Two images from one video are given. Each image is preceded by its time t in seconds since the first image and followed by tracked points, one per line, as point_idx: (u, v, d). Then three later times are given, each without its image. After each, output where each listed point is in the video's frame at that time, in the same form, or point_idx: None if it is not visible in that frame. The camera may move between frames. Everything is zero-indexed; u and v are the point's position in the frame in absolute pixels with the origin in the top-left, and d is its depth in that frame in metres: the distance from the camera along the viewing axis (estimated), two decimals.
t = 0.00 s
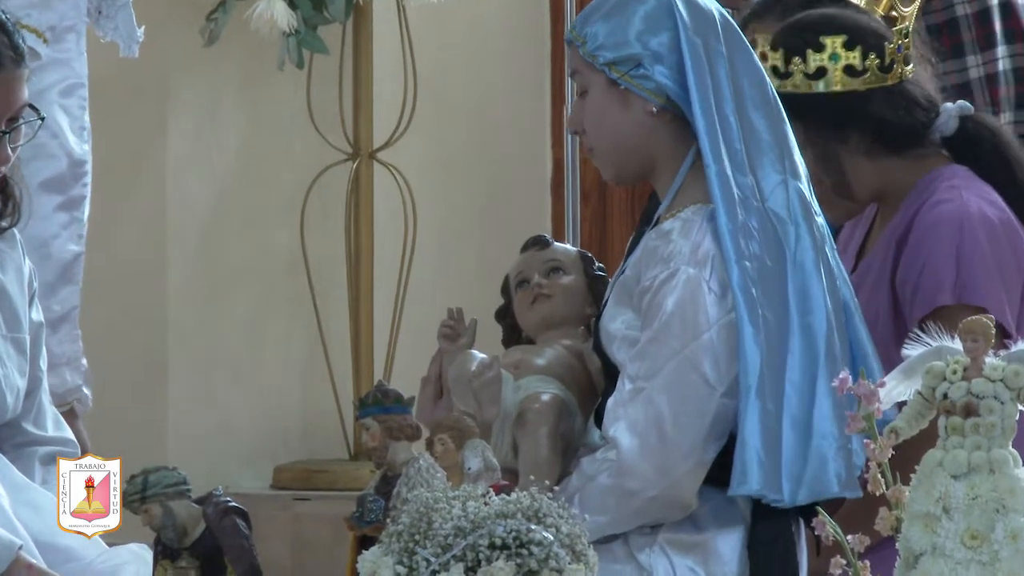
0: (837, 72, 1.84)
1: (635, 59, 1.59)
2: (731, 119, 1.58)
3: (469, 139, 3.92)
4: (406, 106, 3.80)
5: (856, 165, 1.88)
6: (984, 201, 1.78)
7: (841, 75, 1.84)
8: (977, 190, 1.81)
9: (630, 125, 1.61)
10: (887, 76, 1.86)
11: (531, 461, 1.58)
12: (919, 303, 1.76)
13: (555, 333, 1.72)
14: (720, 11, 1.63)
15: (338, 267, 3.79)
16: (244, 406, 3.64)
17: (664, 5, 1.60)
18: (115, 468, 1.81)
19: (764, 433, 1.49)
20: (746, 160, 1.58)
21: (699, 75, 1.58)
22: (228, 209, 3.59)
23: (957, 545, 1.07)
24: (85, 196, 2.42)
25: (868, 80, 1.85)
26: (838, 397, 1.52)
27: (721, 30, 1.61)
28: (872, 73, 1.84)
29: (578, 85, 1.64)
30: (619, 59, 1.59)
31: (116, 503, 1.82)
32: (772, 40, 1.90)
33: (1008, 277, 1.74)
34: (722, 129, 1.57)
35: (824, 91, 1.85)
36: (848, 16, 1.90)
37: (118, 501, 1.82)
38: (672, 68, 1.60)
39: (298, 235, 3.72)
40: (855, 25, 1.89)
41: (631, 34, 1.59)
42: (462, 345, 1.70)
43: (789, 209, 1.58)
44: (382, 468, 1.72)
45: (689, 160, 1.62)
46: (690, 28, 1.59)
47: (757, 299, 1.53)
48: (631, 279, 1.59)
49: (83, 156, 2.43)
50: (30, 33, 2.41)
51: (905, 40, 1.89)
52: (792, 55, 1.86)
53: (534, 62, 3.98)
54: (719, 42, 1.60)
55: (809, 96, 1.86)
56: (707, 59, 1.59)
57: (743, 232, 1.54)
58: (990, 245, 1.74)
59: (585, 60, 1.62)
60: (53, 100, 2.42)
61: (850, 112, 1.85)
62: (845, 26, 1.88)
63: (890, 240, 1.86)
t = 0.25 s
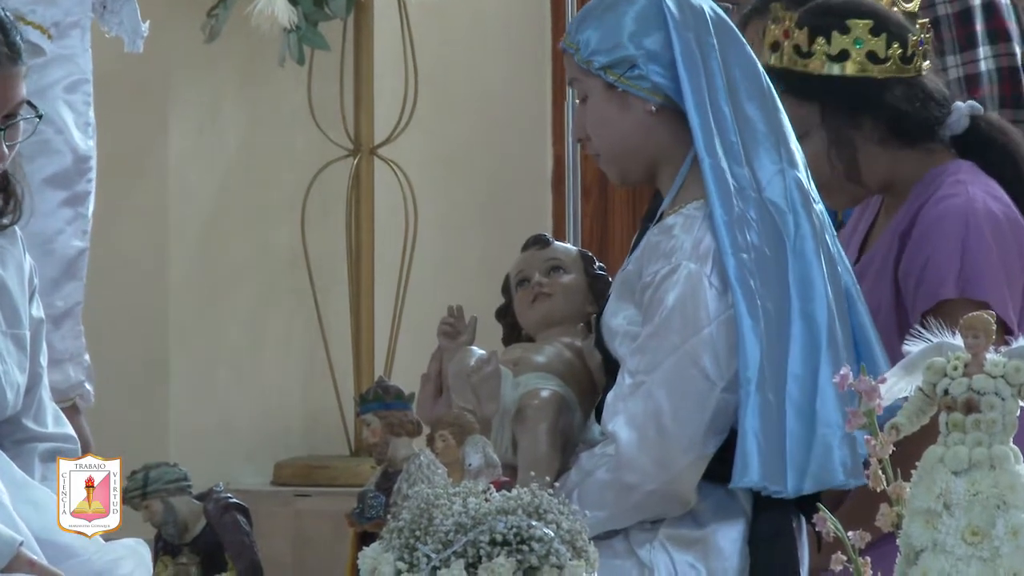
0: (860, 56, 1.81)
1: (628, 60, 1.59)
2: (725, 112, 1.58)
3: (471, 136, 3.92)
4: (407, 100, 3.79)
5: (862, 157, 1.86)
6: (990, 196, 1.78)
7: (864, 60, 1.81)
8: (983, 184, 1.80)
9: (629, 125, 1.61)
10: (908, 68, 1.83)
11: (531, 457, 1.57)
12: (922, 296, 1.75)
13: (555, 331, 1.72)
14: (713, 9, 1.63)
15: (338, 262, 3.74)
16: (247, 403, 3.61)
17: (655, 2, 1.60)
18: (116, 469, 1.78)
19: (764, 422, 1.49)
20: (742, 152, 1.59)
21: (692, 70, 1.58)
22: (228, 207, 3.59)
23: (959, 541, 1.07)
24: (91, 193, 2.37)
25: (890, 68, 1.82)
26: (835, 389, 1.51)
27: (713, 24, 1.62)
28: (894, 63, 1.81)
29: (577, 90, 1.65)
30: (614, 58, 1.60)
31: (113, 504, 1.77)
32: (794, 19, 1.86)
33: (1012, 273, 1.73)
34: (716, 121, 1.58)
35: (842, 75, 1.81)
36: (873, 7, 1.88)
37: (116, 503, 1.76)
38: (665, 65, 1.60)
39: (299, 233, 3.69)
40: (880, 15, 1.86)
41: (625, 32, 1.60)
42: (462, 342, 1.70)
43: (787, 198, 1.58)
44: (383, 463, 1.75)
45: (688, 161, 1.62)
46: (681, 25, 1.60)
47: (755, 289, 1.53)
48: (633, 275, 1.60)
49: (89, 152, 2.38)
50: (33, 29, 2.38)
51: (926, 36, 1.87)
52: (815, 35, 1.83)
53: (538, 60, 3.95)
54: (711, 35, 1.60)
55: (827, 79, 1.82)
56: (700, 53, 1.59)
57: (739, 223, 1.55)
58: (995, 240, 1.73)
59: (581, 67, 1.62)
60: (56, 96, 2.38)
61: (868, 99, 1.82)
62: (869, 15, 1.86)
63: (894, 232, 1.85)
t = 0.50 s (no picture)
0: (886, 40, 1.82)
1: (620, 65, 1.61)
2: (717, 110, 1.60)
3: (473, 139, 3.90)
4: (408, 98, 3.81)
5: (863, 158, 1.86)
6: (985, 194, 1.77)
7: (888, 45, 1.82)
8: (979, 182, 1.79)
9: (624, 129, 1.62)
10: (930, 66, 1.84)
11: (528, 456, 1.59)
12: (917, 296, 1.74)
13: (550, 331, 1.73)
14: (702, 10, 1.64)
15: (339, 262, 3.73)
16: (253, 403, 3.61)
17: (644, 4, 1.61)
18: (115, 468, 1.77)
19: (761, 418, 1.51)
20: (734, 150, 1.60)
21: (683, 71, 1.59)
22: (227, 208, 3.59)
23: (954, 539, 1.05)
24: (97, 194, 2.38)
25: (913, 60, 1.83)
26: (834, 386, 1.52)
27: (702, 25, 1.63)
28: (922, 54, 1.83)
29: (572, 95, 1.66)
30: (607, 63, 1.61)
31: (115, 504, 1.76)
32: None
33: (1006, 272, 1.73)
34: (707, 119, 1.59)
35: (871, 57, 1.82)
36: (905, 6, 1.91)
37: (117, 503, 1.76)
38: (656, 67, 1.61)
39: (299, 233, 3.68)
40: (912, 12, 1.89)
41: (616, 35, 1.61)
42: (456, 342, 1.69)
43: (782, 194, 1.59)
44: (384, 462, 1.75)
45: (683, 162, 1.63)
46: (669, 25, 1.61)
47: (750, 286, 1.55)
48: (630, 274, 1.61)
49: (96, 153, 2.39)
50: (42, 33, 2.37)
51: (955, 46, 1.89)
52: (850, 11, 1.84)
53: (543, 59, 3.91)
54: (700, 36, 1.62)
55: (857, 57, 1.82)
56: (690, 55, 1.60)
57: (733, 221, 1.57)
58: (990, 238, 1.73)
59: (573, 74, 1.64)
60: (66, 98, 2.38)
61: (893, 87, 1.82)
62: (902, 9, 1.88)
63: (890, 229, 1.84)
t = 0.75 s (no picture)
0: (875, 55, 1.81)
1: (611, 75, 1.68)
2: (704, 118, 1.67)
3: (474, 142, 4.12)
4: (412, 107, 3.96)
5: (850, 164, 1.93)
6: (957, 199, 1.79)
7: (875, 61, 1.81)
8: (953, 186, 1.82)
9: (616, 137, 1.70)
10: (913, 99, 1.80)
11: (527, 451, 1.66)
12: (887, 298, 1.77)
13: (552, 328, 1.79)
14: (690, 21, 1.72)
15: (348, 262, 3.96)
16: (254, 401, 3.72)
17: (634, 16, 1.69)
18: (116, 469, 1.77)
19: (748, 412, 1.60)
20: (721, 156, 1.68)
21: (671, 81, 1.67)
22: (237, 212, 3.74)
23: (937, 529, 1.14)
24: (119, 199, 2.49)
25: (890, 85, 1.80)
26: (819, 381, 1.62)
27: (690, 36, 1.70)
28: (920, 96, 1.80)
29: (565, 104, 1.74)
30: (599, 74, 1.68)
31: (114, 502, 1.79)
32: None
33: (976, 276, 1.76)
34: (694, 127, 1.67)
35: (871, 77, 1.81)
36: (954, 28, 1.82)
37: (116, 501, 1.79)
38: (646, 77, 1.69)
39: (307, 236, 3.90)
40: (952, 39, 1.81)
41: (607, 46, 1.68)
42: (462, 337, 1.73)
43: (767, 198, 1.68)
44: (389, 456, 1.85)
45: (671, 167, 1.71)
46: (658, 37, 1.68)
47: (735, 286, 1.63)
48: (621, 274, 1.70)
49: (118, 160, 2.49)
50: (68, 45, 2.47)
51: (963, 88, 1.80)
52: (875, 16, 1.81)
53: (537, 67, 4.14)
54: (688, 47, 1.69)
55: (862, 72, 1.82)
56: (678, 65, 1.68)
57: (720, 224, 1.65)
58: (961, 241, 1.76)
59: (565, 83, 1.71)
60: (90, 107, 2.47)
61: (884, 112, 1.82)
62: (932, 29, 1.81)
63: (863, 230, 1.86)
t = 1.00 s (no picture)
0: (896, 70, 1.84)
1: (608, 82, 1.73)
2: (698, 124, 1.72)
3: (475, 148, 4.18)
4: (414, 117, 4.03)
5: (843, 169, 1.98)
6: (943, 203, 1.83)
7: (895, 76, 1.84)
8: (941, 190, 1.86)
9: (612, 142, 1.75)
10: (922, 119, 1.85)
11: (527, 448, 1.71)
12: (876, 300, 1.82)
13: (553, 329, 1.84)
14: (685, 30, 1.76)
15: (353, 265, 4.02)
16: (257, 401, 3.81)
17: (631, 26, 1.74)
18: (115, 468, 1.81)
19: (741, 411, 1.65)
20: (715, 161, 1.73)
21: (666, 88, 1.72)
22: (247, 218, 3.82)
23: (927, 524, 1.12)
24: (134, 204, 2.54)
25: (904, 102, 1.84)
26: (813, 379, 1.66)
27: (685, 45, 1.75)
28: (929, 114, 1.84)
29: (563, 112, 1.80)
30: (596, 81, 1.74)
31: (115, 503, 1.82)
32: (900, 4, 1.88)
33: (960, 278, 1.80)
34: (689, 132, 1.72)
35: (886, 88, 1.85)
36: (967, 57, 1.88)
37: (117, 501, 1.82)
38: (642, 84, 1.74)
39: (315, 235, 3.95)
40: (966, 66, 1.87)
41: (605, 55, 1.74)
42: (463, 340, 1.75)
43: (760, 202, 1.73)
44: (393, 454, 1.83)
45: (666, 172, 1.76)
46: (655, 45, 1.73)
47: (729, 288, 1.68)
48: (618, 276, 1.75)
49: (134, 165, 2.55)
50: (87, 54, 2.53)
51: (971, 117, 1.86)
52: (900, 32, 1.85)
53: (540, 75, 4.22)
54: (683, 55, 1.74)
55: (877, 84, 1.86)
56: (673, 73, 1.73)
57: (713, 227, 1.70)
58: (946, 245, 1.80)
59: (565, 90, 1.77)
60: (108, 113, 2.54)
61: (893, 124, 1.87)
62: (951, 58, 1.85)
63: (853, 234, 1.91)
